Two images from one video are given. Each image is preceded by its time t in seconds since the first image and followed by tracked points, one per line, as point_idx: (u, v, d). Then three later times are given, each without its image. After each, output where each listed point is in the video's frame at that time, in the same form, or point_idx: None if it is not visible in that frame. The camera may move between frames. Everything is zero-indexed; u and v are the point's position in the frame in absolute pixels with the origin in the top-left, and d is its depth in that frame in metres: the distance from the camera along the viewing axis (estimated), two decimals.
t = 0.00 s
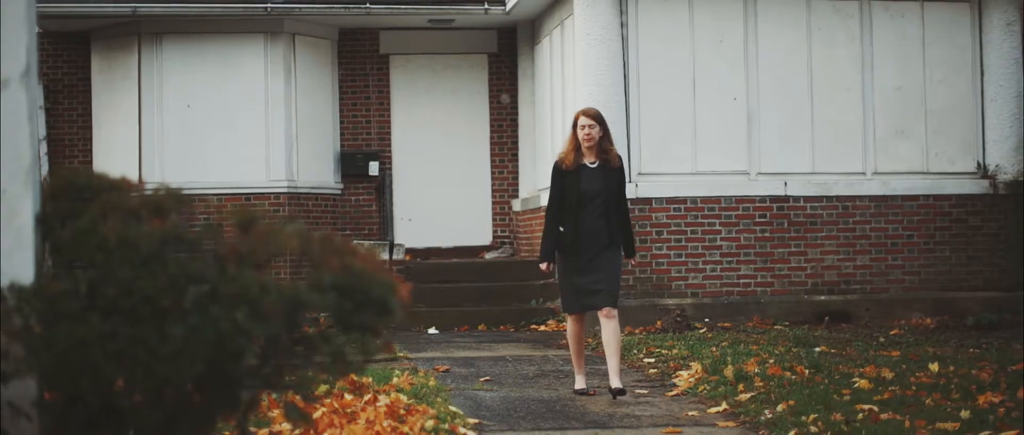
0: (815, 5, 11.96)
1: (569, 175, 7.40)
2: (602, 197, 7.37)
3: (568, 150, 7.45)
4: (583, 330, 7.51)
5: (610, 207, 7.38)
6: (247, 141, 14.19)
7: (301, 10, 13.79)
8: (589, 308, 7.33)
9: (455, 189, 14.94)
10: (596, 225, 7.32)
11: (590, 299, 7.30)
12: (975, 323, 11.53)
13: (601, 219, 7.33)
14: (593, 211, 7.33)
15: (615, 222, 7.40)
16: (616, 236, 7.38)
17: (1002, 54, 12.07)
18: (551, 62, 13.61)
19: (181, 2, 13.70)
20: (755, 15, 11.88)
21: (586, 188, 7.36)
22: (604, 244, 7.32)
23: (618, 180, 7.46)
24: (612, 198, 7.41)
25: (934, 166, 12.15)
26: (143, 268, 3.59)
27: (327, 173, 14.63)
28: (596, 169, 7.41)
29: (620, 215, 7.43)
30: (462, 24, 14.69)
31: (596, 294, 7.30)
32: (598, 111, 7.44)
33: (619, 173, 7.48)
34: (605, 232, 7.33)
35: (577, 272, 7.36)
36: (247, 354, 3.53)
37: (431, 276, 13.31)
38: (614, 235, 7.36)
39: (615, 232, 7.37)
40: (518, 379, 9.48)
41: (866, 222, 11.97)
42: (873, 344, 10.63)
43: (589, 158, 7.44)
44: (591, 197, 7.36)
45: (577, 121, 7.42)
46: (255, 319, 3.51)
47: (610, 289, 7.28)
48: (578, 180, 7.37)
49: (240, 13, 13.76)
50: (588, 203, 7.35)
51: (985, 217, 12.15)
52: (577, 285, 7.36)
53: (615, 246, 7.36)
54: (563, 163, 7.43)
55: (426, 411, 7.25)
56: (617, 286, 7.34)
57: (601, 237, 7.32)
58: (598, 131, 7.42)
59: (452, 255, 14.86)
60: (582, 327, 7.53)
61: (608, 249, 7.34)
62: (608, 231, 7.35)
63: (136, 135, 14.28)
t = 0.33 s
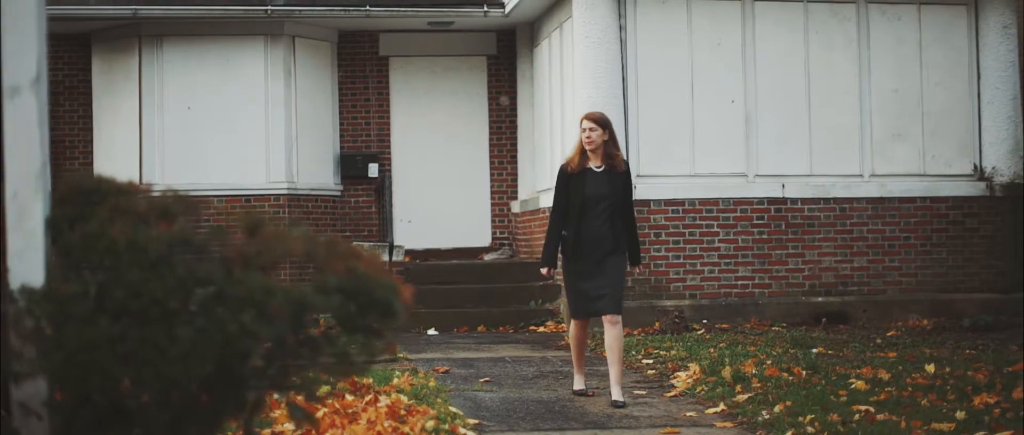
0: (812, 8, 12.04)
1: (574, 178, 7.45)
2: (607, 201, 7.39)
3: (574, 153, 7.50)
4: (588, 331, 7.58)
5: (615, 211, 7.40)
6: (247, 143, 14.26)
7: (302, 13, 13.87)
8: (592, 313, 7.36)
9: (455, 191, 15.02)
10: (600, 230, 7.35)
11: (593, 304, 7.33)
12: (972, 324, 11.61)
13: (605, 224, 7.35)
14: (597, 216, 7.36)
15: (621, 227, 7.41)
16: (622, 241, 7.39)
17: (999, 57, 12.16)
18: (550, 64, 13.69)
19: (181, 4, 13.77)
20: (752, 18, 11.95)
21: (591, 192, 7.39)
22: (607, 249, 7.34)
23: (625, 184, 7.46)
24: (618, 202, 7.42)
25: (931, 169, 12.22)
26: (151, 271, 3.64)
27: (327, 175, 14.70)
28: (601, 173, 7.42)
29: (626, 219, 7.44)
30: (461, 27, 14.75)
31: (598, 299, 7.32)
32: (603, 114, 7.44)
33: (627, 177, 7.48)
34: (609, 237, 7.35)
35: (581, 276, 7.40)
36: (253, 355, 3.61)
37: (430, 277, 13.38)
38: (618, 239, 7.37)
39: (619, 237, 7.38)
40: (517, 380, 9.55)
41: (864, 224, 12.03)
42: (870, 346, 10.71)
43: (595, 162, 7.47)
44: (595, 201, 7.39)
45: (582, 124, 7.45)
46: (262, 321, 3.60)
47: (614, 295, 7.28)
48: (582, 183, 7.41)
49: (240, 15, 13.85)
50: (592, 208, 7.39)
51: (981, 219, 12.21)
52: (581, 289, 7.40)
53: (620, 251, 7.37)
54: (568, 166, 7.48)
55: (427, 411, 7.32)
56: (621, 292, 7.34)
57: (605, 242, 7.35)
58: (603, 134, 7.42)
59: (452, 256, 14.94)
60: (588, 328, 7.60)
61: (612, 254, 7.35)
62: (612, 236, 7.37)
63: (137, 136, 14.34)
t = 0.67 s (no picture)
0: (811, 12, 12.12)
1: (578, 178, 7.50)
2: (610, 201, 7.41)
3: (580, 153, 7.55)
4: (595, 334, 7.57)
5: (618, 212, 7.41)
6: (247, 145, 14.33)
7: (301, 15, 13.93)
8: (593, 315, 7.34)
9: (454, 193, 15.07)
10: (603, 230, 7.37)
11: (594, 306, 7.32)
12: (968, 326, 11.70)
13: (607, 224, 7.37)
14: (600, 216, 7.39)
15: (624, 228, 7.42)
16: (624, 243, 7.39)
17: (995, 61, 12.27)
18: (548, 67, 13.76)
19: (181, 7, 13.83)
20: (750, 21, 12.04)
21: (594, 192, 7.43)
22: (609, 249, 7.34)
23: (630, 185, 7.49)
24: (622, 203, 7.44)
25: (928, 171, 12.29)
26: (160, 273, 3.69)
27: (326, 177, 14.78)
28: (605, 173, 7.46)
29: (630, 221, 7.45)
30: (461, 29, 14.82)
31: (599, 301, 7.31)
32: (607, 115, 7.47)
33: (633, 178, 7.51)
34: (611, 239, 7.36)
35: (583, 278, 7.41)
36: (259, 355, 3.68)
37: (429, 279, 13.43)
38: (621, 240, 7.38)
39: (622, 237, 7.38)
40: (516, 382, 9.62)
41: (860, 226, 12.11)
42: (867, 347, 10.79)
43: (600, 162, 7.51)
44: (598, 202, 7.42)
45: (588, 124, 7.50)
46: (268, 323, 3.68)
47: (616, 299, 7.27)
48: (586, 183, 7.45)
49: (241, 18, 13.93)
50: (595, 207, 7.42)
51: (978, 221, 12.30)
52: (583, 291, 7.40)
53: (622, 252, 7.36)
54: (573, 166, 7.53)
55: (427, 412, 7.39)
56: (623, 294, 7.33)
57: (607, 243, 7.35)
58: (606, 134, 7.45)
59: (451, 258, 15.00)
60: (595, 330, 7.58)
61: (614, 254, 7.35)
62: (614, 237, 7.38)
63: (137, 139, 14.41)
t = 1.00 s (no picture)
0: (808, 15, 12.21)
1: (580, 178, 7.55)
2: (612, 200, 7.45)
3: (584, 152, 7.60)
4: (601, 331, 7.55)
5: (620, 212, 7.44)
6: (248, 146, 14.39)
7: (301, 18, 14.00)
8: (596, 316, 7.38)
9: (453, 195, 15.14)
10: (603, 231, 7.41)
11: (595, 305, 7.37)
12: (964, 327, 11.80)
13: (608, 224, 7.40)
14: (601, 216, 7.43)
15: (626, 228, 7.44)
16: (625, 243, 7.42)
17: (991, 63, 12.38)
18: (547, 68, 13.82)
19: (181, 9, 13.89)
20: (748, 23, 12.13)
21: (596, 192, 7.48)
22: (611, 249, 7.37)
23: (632, 185, 7.52)
24: (624, 203, 7.47)
25: (925, 172, 12.39)
26: (173, 275, 3.76)
27: (326, 178, 14.85)
28: (606, 173, 7.50)
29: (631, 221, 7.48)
30: (461, 31, 14.89)
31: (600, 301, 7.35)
32: (609, 115, 7.46)
33: (635, 178, 7.54)
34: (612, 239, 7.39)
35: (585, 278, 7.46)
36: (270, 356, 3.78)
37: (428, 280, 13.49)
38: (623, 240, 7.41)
39: (624, 237, 7.41)
40: (516, 382, 9.69)
41: (858, 228, 12.19)
42: (864, 348, 10.86)
43: (602, 162, 7.55)
44: (600, 202, 7.46)
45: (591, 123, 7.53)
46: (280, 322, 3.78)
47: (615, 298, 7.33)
48: (588, 184, 7.51)
49: (241, 20, 13.99)
50: (597, 208, 7.46)
51: (974, 223, 12.40)
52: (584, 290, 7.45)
53: (624, 252, 7.39)
54: (576, 165, 7.59)
55: (429, 412, 7.45)
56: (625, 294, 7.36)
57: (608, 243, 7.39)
58: (606, 135, 7.47)
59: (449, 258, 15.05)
60: (602, 327, 7.58)
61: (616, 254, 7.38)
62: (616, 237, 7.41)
63: (137, 141, 14.47)
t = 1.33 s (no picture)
0: (805, 17, 12.30)
1: (581, 180, 7.55)
2: (612, 203, 7.46)
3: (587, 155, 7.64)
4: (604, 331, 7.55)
5: (620, 214, 7.47)
6: (247, 147, 14.46)
7: (300, 20, 14.08)
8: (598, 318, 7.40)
9: (451, 197, 15.22)
10: (604, 233, 7.42)
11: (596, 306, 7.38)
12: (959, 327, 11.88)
13: (609, 227, 7.42)
14: (602, 219, 7.44)
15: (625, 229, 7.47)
16: (625, 245, 7.45)
17: (986, 65, 12.48)
18: (544, 70, 13.89)
19: (181, 11, 13.96)
20: (745, 26, 12.21)
21: (596, 195, 7.49)
22: (612, 251, 7.39)
23: (630, 187, 7.56)
24: (623, 205, 7.50)
25: (920, 174, 12.48)
26: (185, 276, 3.82)
27: (324, 180, 14.91)
28: (606, 175, 7.52)
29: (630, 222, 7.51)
30: (459, 33, 14.99)
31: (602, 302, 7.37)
32: (610, 117, 7.52)
33: (633, 180, 7.58)
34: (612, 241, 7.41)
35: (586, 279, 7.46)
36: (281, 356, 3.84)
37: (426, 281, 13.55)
38: (624, 242, 7.43)
39: (624, 239, 7.44)
40: (515, 382, 9.76)
41: (853, 229, 12.28)
42: (860, 348, 10.95)
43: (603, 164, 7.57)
44: (600, 204, 7.47)
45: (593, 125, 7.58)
46: (290, 323, 3.85)
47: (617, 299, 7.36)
48: (588, 187, 7.51)
49: (240, 22, 14.06)
50: (597, 210, 7.47)
51: (969, 224, 12.51)
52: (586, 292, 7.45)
53: (626, 254, 7.42)
54: (578, 167, 7.61)
55: (430, 412, 7.53)
56: (627, 296, 7.39)
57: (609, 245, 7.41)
58: (604, 136, 7.50)
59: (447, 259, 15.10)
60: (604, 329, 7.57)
61: (617, 257, 7.41)
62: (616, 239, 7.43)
63: (137, 142, 14.53)
